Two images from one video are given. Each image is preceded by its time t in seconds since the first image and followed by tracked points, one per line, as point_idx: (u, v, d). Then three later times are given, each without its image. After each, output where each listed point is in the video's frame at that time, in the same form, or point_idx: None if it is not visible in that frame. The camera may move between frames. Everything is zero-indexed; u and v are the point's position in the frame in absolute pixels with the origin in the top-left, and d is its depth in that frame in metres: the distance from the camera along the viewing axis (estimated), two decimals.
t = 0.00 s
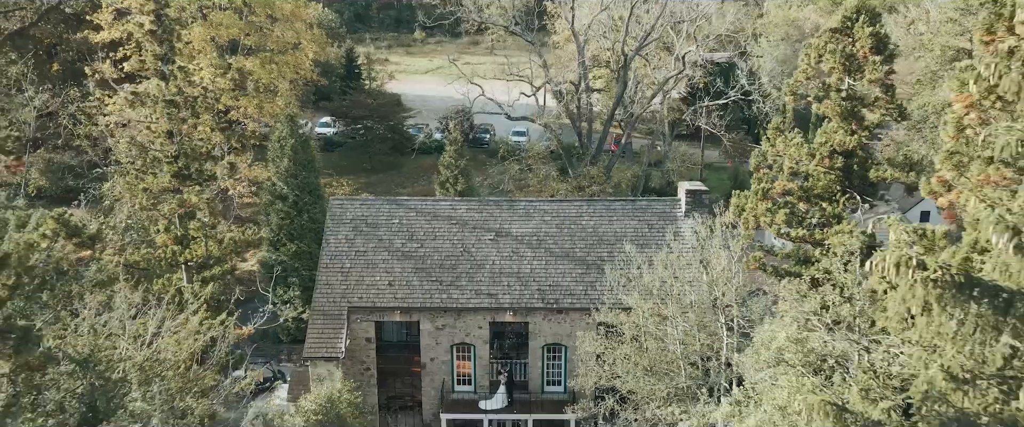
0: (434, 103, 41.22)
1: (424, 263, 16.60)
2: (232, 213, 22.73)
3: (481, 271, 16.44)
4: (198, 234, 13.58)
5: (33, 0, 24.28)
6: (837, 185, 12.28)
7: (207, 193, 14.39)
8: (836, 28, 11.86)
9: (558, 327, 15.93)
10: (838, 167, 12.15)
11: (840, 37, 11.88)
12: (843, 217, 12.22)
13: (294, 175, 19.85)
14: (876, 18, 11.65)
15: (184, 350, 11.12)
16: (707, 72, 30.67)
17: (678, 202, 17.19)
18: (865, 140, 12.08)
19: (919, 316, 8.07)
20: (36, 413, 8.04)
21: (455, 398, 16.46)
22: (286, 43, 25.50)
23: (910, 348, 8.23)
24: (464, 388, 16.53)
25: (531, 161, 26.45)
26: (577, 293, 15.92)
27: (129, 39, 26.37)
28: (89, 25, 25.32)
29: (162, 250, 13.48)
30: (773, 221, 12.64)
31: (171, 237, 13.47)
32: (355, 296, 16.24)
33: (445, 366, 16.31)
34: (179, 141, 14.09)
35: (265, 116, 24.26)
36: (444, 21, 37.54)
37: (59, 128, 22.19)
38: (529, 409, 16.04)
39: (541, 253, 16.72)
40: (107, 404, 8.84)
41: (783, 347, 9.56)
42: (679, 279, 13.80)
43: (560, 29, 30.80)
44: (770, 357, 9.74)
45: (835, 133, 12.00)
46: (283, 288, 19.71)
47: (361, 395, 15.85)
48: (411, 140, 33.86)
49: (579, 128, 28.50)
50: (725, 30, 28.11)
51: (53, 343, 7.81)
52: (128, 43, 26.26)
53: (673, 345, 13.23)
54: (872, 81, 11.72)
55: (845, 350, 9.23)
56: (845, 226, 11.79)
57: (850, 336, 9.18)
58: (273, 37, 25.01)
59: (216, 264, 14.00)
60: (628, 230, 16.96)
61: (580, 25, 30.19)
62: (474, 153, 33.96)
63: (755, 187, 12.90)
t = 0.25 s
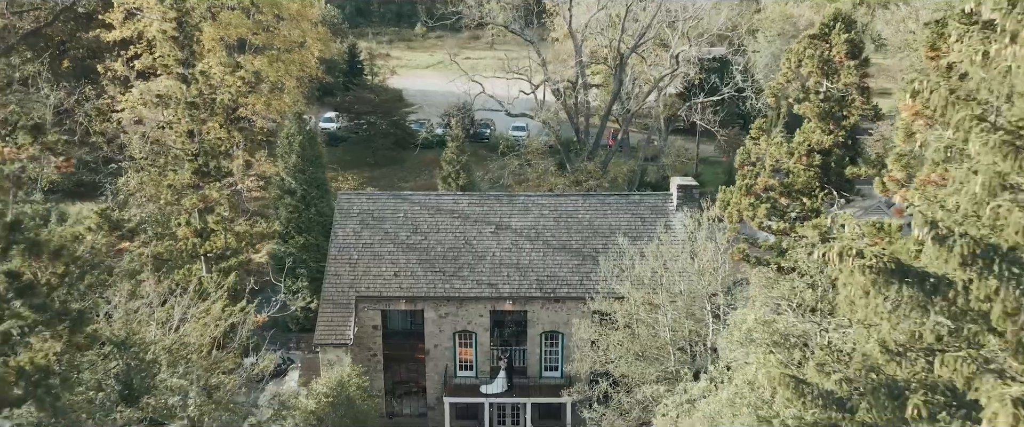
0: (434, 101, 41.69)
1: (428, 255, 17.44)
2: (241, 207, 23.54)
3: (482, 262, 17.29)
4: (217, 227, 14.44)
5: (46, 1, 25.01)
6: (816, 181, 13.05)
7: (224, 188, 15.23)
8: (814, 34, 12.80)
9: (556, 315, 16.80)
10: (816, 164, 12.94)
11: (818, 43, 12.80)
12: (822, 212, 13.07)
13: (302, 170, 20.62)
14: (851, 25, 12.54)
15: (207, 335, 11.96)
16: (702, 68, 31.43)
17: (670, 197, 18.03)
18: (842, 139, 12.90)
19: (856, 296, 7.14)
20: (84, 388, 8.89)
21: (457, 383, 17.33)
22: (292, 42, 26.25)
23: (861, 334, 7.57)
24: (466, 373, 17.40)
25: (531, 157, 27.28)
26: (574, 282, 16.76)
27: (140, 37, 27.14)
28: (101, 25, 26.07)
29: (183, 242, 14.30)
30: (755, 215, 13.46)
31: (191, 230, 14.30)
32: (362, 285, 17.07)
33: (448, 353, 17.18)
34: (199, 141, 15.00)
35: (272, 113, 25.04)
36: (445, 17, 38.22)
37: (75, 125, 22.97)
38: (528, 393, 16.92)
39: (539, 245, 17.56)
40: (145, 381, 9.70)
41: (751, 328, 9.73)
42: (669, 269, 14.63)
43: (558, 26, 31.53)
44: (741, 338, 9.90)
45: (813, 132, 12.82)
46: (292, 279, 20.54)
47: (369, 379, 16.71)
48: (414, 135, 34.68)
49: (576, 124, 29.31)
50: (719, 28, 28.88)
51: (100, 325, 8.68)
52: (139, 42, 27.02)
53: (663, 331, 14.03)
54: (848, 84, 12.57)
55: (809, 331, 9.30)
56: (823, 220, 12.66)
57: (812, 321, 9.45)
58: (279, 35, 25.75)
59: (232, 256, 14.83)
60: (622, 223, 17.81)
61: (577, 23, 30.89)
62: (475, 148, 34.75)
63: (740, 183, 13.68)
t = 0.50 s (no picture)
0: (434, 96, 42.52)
1: (432, 246, 18.35)
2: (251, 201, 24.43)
3: (483, 253, 18.20)
4: (234, 220, 15.34)
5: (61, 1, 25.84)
6: (796, 177, 13.81)
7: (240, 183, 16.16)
8: (794, 39, 13.84)
9: (553, 303, 17.73)
10: (795, 161, 13.75)
11: (798, 47, 13.84)
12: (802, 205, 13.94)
13: (310, 165, 21.48)
14: (828, 31, 13.56)
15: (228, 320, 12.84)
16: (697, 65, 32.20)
17: (662, 191, 18.95)
18: (821, 137, 13.75)
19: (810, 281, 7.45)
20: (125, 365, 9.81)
21: (459, 368, 18.25)
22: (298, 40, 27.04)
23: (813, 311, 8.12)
24: (468, 359, 18.32)
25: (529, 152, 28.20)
26: (570, 272, 17.67)
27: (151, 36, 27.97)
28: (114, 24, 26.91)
29: (203, 234, 15.20)
30: (739, 209, 14.31)
31: (210, 222, 15.20)
32: (369, 275, 17.97)
33: (451, 339, 18.12)
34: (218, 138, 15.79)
35: (280, 109, 25.87)
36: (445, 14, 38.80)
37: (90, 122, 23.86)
38: (526, 377, 17.84)
39: (537, 237, 18.47)
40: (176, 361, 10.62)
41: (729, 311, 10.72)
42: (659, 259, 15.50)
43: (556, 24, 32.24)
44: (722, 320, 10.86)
45: (792, 131, 13.68)
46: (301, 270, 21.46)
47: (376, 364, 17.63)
48: (416, 129, 35.79)
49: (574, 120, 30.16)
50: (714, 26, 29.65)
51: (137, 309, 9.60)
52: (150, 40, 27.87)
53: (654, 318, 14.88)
54: (825, 86, 13.50)
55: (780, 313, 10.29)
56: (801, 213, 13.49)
57: (786, 300, 10.07)
58: (286, 34, 26.55)
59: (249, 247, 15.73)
60: (616, 216, 18.72)
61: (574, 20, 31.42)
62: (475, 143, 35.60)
63: (725, 179, 14.55)
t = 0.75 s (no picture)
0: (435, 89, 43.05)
1: (435, 237, 19.31)
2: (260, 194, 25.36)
3: (484, 243, 19.16)
4: (250, 212, 16.27)
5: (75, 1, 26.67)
6: (777, 171, 14.74)
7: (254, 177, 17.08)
8: (775, 43, 14.75)
9: (550, 291, 18.71)
10: (777, 156, 14.70)
11: (779, 49, 14.77)
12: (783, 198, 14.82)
13: (317, 160, 22.35)
14: (806, 34, 14.46)
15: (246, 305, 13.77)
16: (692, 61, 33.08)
17: (654, 184, 19.91)
18: (801, 134, 14.67)
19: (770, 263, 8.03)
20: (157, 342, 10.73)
21: (461, 352, 19.23)
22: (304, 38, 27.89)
23: (778, 291, 8.97)
24: (469, 344, 19.29)
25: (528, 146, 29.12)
26: (566, 261, 18.64)
27: (161, 34, 28.81)
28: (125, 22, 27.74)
29: (220, 226, 16.13)
30: (723, 201, 15.20)
31: (227, 214, 16.16)
32: (375, 264, 18.92)
33: (453, 325, 19.09)
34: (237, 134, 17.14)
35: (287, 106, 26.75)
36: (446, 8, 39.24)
37: (105, 118, 24.76)
38: (525, 360, 18.80)
39: (535, 228, 19.43)
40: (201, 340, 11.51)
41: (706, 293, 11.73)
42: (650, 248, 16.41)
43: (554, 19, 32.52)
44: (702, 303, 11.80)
45: (773, 128, 14.60)
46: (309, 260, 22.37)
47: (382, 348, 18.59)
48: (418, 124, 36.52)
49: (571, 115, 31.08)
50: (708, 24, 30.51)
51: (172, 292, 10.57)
52: (160, 38, 28.72)
53: (645, 304, 15.76)
54: (804, 86, 14.43)
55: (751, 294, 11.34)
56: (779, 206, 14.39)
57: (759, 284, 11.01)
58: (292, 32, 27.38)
59: (263, 238, 16.68)
60: (610, 208, 19.68)
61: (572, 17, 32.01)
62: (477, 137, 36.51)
63: (711, 173, 15.47)
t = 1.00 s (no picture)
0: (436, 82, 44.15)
1: (438, 227, 20.31)
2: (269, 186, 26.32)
3: (485, 233, 20.16)
4: (264, 203, 17.26)
5: None
6: (761, 165, 15.73)
7: (268, 171, 18.08)
8: (758, 44, 15.70)
9: (547, 278, 19.72)
10: (759, 151, 15.70)
11: (762, 51, 15.74)
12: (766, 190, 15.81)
13: (325, 154, 23.33)
14: (787, 36, 15.42)
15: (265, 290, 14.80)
16: (687, 57, 34.02)
17: (647, 178, 20.94)
18: (782, 131, 15.66)
19: (741, 248, 9.05)
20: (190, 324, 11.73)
21: (463, 337, 20.23)
22: (310, 36, 28.79)
23: (750, 273, 9.94)
24: (471, 328, 20.30)
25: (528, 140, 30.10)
26: (563, 250, 19.65)
27: (170, 31, 29.69)
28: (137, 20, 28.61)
29: (237, 217, 17.13)
30: (710, 193, 16.20)
31: (243, 206, 17.17)
32: (382, 253, 19.92)
33: (455, 311, 20.10)
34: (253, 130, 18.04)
35: (294, 101, 27.70)
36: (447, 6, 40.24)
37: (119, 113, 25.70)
38: (524, 344, 19.81)
39: (533, 218, 20.43)
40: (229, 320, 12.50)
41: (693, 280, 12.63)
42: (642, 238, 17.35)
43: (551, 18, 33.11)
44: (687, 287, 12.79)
45: (756, 124, 15.60)
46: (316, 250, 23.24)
47: (388, 333, 19.60)
48: (421, 119, 37.65)
49: (569, 110, 32.08)
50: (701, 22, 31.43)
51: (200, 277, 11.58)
52: (170, 35, 29.59)
53: (637, 289, 16.69)
54: (785, 86, 15.41)
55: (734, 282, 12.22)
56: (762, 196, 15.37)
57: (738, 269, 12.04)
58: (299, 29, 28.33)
59: (277, 228, 17.66)
60: (605, 200, 20.70)
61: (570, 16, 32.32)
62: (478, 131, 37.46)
63: (699, 166, 16.46)
